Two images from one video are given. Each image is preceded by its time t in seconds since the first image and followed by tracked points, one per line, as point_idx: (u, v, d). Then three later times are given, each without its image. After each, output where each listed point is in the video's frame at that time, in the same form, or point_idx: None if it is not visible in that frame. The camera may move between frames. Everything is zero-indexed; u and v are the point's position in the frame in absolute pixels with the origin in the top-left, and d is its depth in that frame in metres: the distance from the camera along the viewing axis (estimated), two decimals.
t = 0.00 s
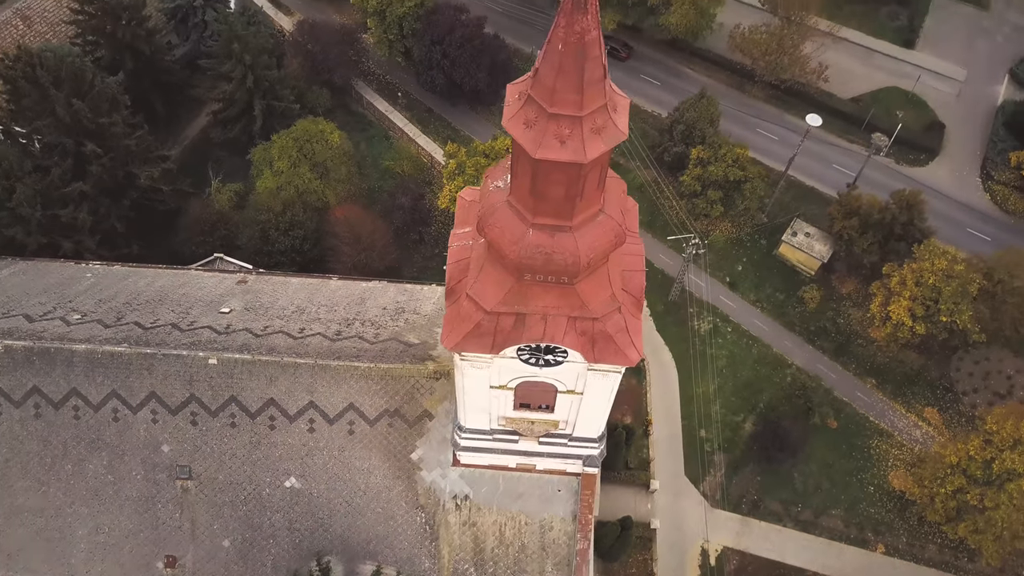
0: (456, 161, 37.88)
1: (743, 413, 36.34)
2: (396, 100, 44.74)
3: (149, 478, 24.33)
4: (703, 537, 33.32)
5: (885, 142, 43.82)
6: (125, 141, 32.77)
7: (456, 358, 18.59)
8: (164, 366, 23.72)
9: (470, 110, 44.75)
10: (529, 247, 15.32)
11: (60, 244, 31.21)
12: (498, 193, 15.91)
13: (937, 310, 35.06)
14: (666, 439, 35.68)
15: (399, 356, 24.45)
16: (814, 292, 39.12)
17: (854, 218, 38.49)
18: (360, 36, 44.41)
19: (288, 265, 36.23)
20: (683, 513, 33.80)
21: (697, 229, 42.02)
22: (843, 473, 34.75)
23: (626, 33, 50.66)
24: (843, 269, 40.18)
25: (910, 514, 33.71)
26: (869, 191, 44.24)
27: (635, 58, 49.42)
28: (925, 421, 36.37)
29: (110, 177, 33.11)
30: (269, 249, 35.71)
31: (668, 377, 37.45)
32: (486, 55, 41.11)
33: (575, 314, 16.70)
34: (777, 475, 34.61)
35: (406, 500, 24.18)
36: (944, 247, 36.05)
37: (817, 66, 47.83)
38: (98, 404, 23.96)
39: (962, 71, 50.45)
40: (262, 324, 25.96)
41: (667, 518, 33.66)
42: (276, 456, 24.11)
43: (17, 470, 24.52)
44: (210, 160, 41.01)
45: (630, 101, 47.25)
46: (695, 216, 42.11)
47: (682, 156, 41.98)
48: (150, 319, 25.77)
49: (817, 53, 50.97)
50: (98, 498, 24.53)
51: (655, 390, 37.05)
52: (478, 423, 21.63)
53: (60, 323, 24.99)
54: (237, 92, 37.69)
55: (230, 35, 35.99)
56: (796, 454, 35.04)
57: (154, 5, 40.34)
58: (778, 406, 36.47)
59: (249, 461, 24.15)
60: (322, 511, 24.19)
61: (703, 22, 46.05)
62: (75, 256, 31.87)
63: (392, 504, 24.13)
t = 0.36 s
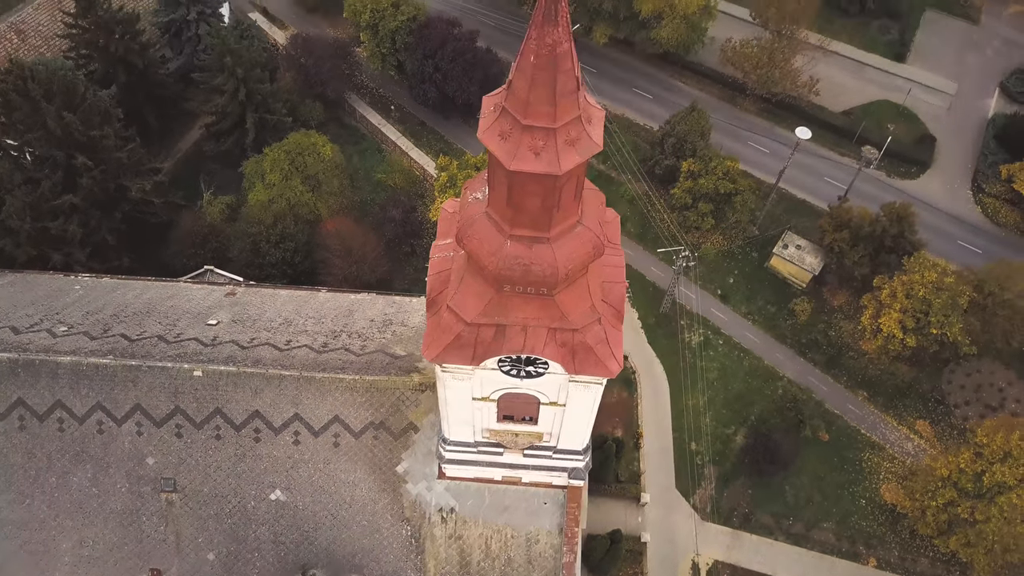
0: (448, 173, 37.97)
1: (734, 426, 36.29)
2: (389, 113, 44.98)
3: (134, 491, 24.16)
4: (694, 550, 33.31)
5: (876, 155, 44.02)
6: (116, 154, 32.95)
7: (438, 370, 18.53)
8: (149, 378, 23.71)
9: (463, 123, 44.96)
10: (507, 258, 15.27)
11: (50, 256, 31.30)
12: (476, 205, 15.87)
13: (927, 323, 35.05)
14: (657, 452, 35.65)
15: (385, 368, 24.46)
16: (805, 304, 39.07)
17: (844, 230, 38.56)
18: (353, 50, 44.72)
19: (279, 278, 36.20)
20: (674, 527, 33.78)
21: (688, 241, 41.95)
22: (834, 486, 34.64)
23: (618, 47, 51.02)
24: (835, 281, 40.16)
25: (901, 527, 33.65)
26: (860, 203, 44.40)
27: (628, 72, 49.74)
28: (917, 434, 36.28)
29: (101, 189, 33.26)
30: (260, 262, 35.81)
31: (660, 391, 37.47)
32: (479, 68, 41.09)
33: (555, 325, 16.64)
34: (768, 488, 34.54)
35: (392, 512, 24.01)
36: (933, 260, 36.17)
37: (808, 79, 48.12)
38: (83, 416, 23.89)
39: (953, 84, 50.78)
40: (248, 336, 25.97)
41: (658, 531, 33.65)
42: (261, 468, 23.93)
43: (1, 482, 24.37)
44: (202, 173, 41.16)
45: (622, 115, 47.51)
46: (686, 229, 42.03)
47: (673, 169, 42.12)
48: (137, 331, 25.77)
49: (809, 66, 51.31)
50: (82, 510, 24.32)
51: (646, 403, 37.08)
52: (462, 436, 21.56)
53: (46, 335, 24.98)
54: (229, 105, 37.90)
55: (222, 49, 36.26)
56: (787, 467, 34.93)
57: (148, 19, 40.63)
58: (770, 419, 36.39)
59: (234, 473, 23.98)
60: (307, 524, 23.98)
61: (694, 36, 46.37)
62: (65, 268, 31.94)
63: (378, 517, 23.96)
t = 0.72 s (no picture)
0: (440, 185, 38.13)
1: (726, 437, 36.20)
2: (382, 126, 45.21)
3: (119, 503, 23.96)
4: (685, 563, 33.10)
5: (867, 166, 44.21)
6: (107, 165, 33.10)
7: (421, 381, 18.46)
8: (135, 389, 23.69)
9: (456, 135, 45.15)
10: (486, 268, 15.19)
11: (40, 267, 31.36)
12: (456, 215, 15.80)
13: (919, 334, 34.98)
14: (649, 463, 35.58)
15: (371, 379, 24.44)
16: (796, 316, 39.14)
17: (835, 241, 38.62)
18: (347, 62, 45.02)
19: (270, 289, 36.13)
20: (665, 539, 33.61)
21: (679, 254, 42.20)
22: (826, 498, 34.51)
23: (611, 59, 51.37)
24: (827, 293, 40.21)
25: (894, 539, 33.47)
26: (851, 215, 44.58)
27: (621, 84, 50.06)
28: (908, 445, 36.17)
29: (93, 201, 33.38)
30: (252, 273, 35.75)
31: (651, 402, 37.45)
32: (472, 82, 41.16)
33: (536, 335, 16.56)
34: (760, 501, 34.40)
35: (378, 524, 23.82)
36: (924, 271, 36.17)
37: (800, 91, 48.43)
38: (68, 427, 23.77)
39: (944, 97, 51.07)
40: (235, 347, 25.95)
41: (648, 544, 33.48)
42: (248, 480, 23.77)
43: None
44: (195, 184, 41.29)
45: (615, 127, 47.76)
46: (677, 241, 42.26)
47: (665, 181, 42.26)
48: (124, 342, 25.76)
49: (800, 79, 51.64)
50: (68, 522, 24.11)
51: (638, 415, 37.02)
52: (447, 447, 21.48)
53: (33, 346, 24.97)
54: (222, 117, 38.12)
55: (215, 62, 36.55)
56: (779, 479, 34.81)
57: (142, 32, 40.93)
58: (761, 431, 36.32)
59: (219, 485, 23.79)
60: (293, 536, 23.74)
61: (686, 49, 46.71)
62: (55, 280, 31.98)
63: (364, 529, 23.77)
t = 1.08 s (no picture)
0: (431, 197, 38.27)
1: (718, 449, 36.13)
2: (376, 138, 45.40)
3: (104, 515, 23.70)
4: None
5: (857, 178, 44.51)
6: (99, 178, 33.28)
7: (403, 394, 18.42)
8: (121, 400, 23.64)
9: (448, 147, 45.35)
10: (466, 279, 15.09)
11: (30, 279, 31.41)
12: (436, 226, 15.74)
13: (910, 346, 34.96)
14: (641, 475, 35.48)
15: (357, 391, 24.42)
16: (788, 328, 39.14)
17: (827, 253, 38.64)
18: (340, 75, 45.32)
19: (262, 300, 35.93)
20: (656, 552, 33.44)
21: (669, 265, 42.30)
22: (818, 511, 34.37)
23: (603, 72, 51.73)
24: (819, 305, 40.14)
25: (886, 552, 33.26)
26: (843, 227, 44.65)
27: (614, 96, 50.38)
28: (901, 457, 36.04)
29: (85, 213, 33.49)
30: (243, 284, 35.60)
31: (643, 414, 37.39)
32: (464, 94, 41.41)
33: (518, 347, 16.43)
34: (752, 513, 34.25)
35: (364, 537, 23.61)
36: (916, 283, 36.18)
37: (792, 104, 48.72)
38: (54, 439, 23.64)
39: (935, 110, 51.37)
40: (223, 358, 25.93)
41: (640, 556, 33.32)
42: (233, 492, 23.54)
43: None
44: (189, 196, 41.42)
45: (608, 139, 47.98)
46: (669, 253, 42.38)
47: (657, 193, 42.40)
48: (112, 354, 25.74)
49: (792, 91, 51.96)
50: (53, 534, 23.76)
51: (630, 427, 36.94)
52: (432, 459, 21.42)
53: (20, 357, 24.93)
54: (215, 129, 38.33)
55: (208, 74, 36.82)
56: (770, 491, 34.68)
57: (136, 45, 41.23)
58: (753, 443, 36.22)
59: (205, 497, 23.57)
60: (279, 549, 23.39)
61: (678, 62, 47.02)
62: (45, 291, 32.01)
63: (350, 542, 23.54)
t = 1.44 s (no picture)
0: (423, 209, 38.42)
1: (709, 461, 36.03)
2: (369, 150, 45.63)
3: (89, 528, 23.36)
4: None
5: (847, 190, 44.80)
6: (91, 189, 33.47)
7: (386, 405, 18.41)
8: (107, 412, 23.58)
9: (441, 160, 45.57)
10: (446, 290, 15.07)
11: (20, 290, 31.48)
12: (417, 237, 15.77)
13: (901, 357, 34.94)
14: (632, 488, 35.32)
15: (344, 403, 24.44)
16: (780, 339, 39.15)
17: (818, 265, 38.67)
18: (334, 88, 45.61)
19: (253, 312, 35.59)
20: (648, 564, 33.23)
21: (661, 277, 42.39)
22: (810, 523, 34.21)
23: (597, 85, 52.09)
24: (811, 316, 40.01)
25: (879, 565, 33.05)
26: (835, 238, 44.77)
27: (606, 109, 50.72)
28: (893, 469, 35.92)
29: (76, 224, 33.60)
30: (235, 296, 35.31)
31: (635, 426, 37.30)
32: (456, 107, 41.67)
33: (499, 357, 16.37)
34: (743, 526, 34.10)
35: (350, 550, 23.43)
36: (907, 295, 36.23)
37: (784, 117, 48.98)
38: (39, 451, 23.54)
39: (927, 122, 51.65)
40: (210, 370, 25.92)
41: (631, 569, 33.13)
42: (219, 504, 23.35)
43: None
44: (182, 208, 41.55)
45: (600, 151, 48.21)
46: (661, 264, 42.50)
47: (648, 205, 42.58)
48: (99, 365, 25.73)
49: (785, 104, 52.27)
50: (36, 548, 23.37)
51: (622, 439, 36.87)
52: (417, 470, 21.34)
53: (7, 368, 24.92)
54: (208, 141, 38.53)
55: (201, 87, 37.06)
56: (762, 504, 34.55)
57: (130, 58, 41.50)
58: (745, 455, 36.16)
59: (190, 509, 23.35)
60: (264, 562, 23.15)
61: (670, 74, 47.31)
62: (36, 303, 32.08)
63: (337, 555, 23.32)
